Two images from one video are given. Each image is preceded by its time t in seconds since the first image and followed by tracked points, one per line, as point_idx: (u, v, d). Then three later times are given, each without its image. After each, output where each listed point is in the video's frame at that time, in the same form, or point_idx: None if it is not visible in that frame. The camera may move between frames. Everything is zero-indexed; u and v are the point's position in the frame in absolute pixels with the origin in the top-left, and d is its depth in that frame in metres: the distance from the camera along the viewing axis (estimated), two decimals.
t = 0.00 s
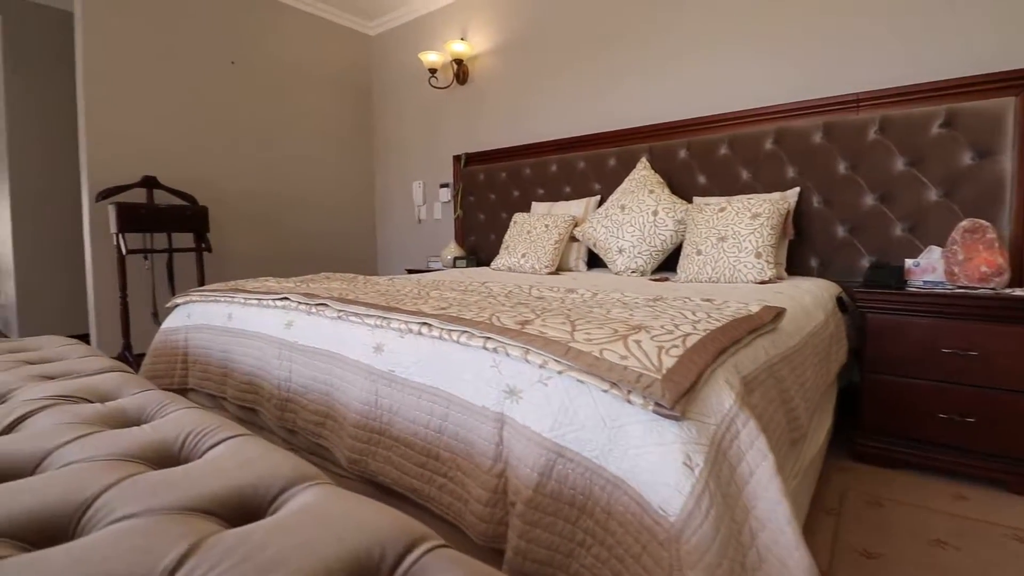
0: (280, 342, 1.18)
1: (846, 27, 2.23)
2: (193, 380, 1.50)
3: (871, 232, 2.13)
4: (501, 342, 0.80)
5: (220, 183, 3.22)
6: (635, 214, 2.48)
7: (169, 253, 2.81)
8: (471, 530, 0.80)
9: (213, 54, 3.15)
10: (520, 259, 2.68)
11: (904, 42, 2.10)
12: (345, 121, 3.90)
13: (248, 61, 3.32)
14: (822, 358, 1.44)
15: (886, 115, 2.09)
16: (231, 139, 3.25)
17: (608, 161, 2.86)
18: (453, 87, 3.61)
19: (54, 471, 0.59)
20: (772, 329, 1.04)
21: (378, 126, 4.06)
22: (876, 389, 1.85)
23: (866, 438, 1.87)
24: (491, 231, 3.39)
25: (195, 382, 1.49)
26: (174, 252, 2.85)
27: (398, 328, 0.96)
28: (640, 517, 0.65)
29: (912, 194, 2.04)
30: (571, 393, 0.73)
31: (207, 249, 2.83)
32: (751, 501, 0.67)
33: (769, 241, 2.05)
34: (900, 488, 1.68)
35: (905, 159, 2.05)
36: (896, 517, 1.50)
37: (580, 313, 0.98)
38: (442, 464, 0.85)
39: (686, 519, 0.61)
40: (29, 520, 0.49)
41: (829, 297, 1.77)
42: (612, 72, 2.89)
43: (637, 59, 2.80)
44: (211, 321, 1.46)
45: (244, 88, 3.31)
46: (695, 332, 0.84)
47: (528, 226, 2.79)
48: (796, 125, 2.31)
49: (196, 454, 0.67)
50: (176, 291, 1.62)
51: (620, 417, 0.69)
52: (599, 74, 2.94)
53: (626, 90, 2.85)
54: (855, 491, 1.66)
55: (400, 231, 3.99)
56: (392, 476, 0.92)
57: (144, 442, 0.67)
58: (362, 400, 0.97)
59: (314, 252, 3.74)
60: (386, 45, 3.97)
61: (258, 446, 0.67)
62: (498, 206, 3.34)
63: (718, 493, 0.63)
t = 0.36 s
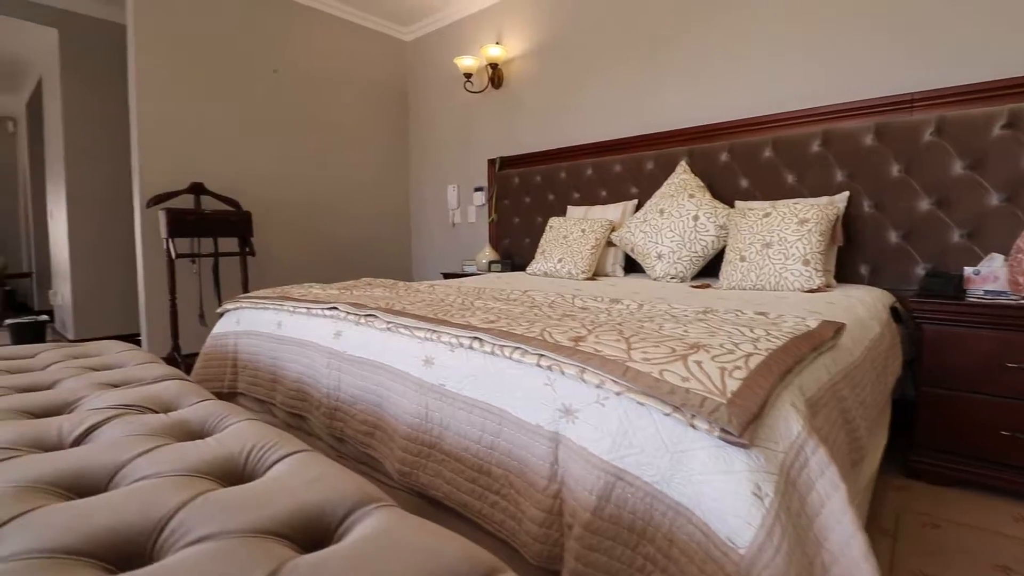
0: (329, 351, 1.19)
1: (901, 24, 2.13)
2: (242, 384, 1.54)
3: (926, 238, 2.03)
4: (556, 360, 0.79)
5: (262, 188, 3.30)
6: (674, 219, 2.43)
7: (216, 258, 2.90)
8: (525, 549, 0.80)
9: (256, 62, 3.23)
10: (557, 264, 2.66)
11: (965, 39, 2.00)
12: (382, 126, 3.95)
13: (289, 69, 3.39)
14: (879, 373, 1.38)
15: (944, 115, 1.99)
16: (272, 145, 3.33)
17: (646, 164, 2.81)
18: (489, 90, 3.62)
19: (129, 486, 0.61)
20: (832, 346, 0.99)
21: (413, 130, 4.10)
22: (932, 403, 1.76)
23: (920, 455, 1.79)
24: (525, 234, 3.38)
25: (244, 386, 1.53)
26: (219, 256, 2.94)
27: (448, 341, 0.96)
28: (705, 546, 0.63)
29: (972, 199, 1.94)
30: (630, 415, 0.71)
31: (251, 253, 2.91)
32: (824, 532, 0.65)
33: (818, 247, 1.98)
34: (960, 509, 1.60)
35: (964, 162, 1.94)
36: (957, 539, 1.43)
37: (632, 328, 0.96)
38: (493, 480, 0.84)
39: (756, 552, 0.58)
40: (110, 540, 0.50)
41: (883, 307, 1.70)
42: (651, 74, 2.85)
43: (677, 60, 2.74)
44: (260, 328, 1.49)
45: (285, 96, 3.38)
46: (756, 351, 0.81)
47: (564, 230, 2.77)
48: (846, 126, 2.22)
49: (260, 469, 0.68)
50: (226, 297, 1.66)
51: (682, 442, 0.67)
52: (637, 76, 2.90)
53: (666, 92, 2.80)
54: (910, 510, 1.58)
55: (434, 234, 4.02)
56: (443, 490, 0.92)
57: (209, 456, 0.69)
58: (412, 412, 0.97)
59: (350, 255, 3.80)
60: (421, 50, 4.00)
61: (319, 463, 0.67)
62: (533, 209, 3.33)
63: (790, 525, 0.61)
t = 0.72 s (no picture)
0: (385, 358, 1.21)
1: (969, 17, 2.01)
2: (297, 387, 1.58)
3: (996, 244, 1.91)
4: (623, 376, 0.77)
5: (307, 192, 3.38)
6: (721, 222, 2.36)
7: (265, 260, 3.00)
8: (590, 565, 0.79)
9: (303, 70, 3.31)
10: (599, 269, 2.63)
11: None
12: (422, 129, 3.99)
13: (334, 75, 3.47)
14: (950, 387, 1.30)
15: (1017, 112, 1.86)
16: (318, 150, 3.40)
17: (690, 166, 2.74)
18: (528, 93, 3.61)
19: (211, 495, 0.63)
20: (907, 361, 0.95)
21: (453, 133, 4.13)
22: (1002, 420, 1.63)
23: (988, 474, 1.68)
24: (565, 237, 3.36)
25: (299, 389, 1.56)
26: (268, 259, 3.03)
27: (506, 352, 0.95)
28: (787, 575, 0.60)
29: None
30: (703, 434, 0.69)
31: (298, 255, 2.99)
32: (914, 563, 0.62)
33: (877, 253, 1.90)
34: None
35: None
36: None
37: (695, 340, 0.93)
38: (555, 494, 0.84)
39: None
40: (198, 551, 0.52)
41: (950, 317, 1.61)
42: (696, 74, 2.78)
43: (723, 59, 2.67)
44: (315, 332, 1.52)
45: (330, 102, 3.45)
46: (832, 369, 0.77)
47: (606, 233, 2.74)
48: (906, 125, 2.10)
49: (333, 479, 0.69)
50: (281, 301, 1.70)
51: (760, 464, 0.64)
52: (682, 76, 2.84)
53: (711, 92, 2.73)
54: (981, 531, 1.50)
55: (473, 236, 4.04)
56: (503, 501, 0.92)
57: (283, 465, 0.70)
58: (470, 422, 0.98)
59: (392, 256, 3.86)
60: (461, 53, 4.02)
61: (389, 475, 0.68)
62: (573, 212, 3.30)
63: (881, 556, 0.57)
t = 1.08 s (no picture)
0: (441, 362, 1.22)
1: None
2: (351, 388, 1.61)
3: None
4: (694, 388, 0.75)
5: (353, 195, 3.45)
6: (773, 225, 2.29)
7: (314, 262, 3.08)
8: None
9: (349, 76, 3.39)
10: (644, 272, 2.59)
11: None
12: (464, 132, 4.02)
13: (379, 81, 3.54)
14: None
15: None
16: (363, 154, 3.47)
17: (739, 167, 2.66)
18: (570, 94, 3.58)
19: (291, 499, 0.64)
20: (993, 376, 0.89)
21: (493, 135, 4.15)
22: None
23: None
24: (607, 239, 3.32)
25: (352, 390, 1.60)
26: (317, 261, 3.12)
27: (567, 360, 0.94)
28: None
29: None
30: (782, 450, 0.67)
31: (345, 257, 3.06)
32: None
33: (945, 257, 1.81)
34: None
35: None
36: None
37: (764, 351, 0.90)
38: (619, 506, 0.83)
39: None
40: (282, 556, 0.53)
41: None
42: (745, 72, 2.70)
43: (775, 57, 2.58)
44: (370, 335, 1.55)
45: (375, 107, 3.52)
46: (917, 385, 0.73)
47: (651, 236, 2.69)
48: (976, 122, 1.97)
49: (405, 486, 0.70)
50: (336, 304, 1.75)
51: (845, 484, 0.62)
52: (730, 75, 2.76)
53: (762, 91, 2.65)
54: None
55: (513, 238, 4.04)
56: (563, 510, 0.91)
57: (356, 470, 0.71)
58: (530, 429, 0.97)
59: (434, 258, 3.90)
60: (502, 55, 4.03)
61: (456, 484, 0.68)
62: (616, 214, 3.26)
63: None
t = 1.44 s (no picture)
0: (490, 364, 1.23)
1: None
2: (397, 387, 1.64)
3: None
4: (759, 398, 0.73)
5: (393, 197, 3.50)
6: (824, 226, 2.21)
7: (356, 263, 3.15)
8: None
9: (391, 80, 3.45)
10: (687, 274, 2.54)
11: None
12: (501, 134, 4.03)
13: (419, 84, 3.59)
14: None
15: None
16: (403, 156, 3.52)
17: (786, 166, 2.56)
18: (609, 94, 3.55)
19: (358, 500, 0.66)
20: None
21: (531, 137, 4.14)
22: None
23: None
24: (647, 240, 3.26)
25: (399, 390, 1.62)
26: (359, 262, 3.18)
27: (620, 365, 0.93)
28: None
29: None
30: (856, 464, 0.64)
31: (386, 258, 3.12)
32: None
33: (1014, 261, 1.71)
34: None
35: None
36: None
37: (828, 360, 0.87)
38: (677, 514, 0.82)
39: None
40: (348, 558, 0.54)
41: None
42: (793, 69, 2.62)
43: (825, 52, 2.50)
44: (417, 335, 1.58)
45: (414, 110, 3.57)
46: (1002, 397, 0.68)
47: (694, 238, 2.64)
48: None
49: (466, 490, 0.70)
50: (382, 306, 1.78)
51: (925, 502, 0.58)
52: (777, 72, 2.68)
53: (811, 88, 2.56)
54: None
55: (550, 239, 4.03)
56: (617, 516, 0.91)
57: (418, 472, 0.72)
58: (583, 434, 0.97)
59: (471, 259, 3.92)
60: (540, 56, 4.02)
61: (514, 490, 0.67)
62: (655, 215, 3.20)
63: None
